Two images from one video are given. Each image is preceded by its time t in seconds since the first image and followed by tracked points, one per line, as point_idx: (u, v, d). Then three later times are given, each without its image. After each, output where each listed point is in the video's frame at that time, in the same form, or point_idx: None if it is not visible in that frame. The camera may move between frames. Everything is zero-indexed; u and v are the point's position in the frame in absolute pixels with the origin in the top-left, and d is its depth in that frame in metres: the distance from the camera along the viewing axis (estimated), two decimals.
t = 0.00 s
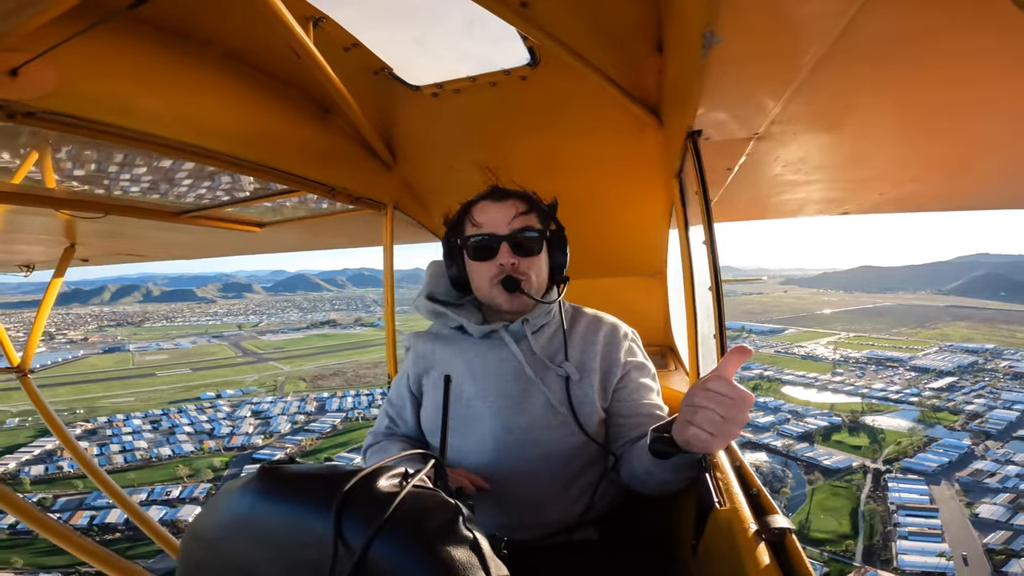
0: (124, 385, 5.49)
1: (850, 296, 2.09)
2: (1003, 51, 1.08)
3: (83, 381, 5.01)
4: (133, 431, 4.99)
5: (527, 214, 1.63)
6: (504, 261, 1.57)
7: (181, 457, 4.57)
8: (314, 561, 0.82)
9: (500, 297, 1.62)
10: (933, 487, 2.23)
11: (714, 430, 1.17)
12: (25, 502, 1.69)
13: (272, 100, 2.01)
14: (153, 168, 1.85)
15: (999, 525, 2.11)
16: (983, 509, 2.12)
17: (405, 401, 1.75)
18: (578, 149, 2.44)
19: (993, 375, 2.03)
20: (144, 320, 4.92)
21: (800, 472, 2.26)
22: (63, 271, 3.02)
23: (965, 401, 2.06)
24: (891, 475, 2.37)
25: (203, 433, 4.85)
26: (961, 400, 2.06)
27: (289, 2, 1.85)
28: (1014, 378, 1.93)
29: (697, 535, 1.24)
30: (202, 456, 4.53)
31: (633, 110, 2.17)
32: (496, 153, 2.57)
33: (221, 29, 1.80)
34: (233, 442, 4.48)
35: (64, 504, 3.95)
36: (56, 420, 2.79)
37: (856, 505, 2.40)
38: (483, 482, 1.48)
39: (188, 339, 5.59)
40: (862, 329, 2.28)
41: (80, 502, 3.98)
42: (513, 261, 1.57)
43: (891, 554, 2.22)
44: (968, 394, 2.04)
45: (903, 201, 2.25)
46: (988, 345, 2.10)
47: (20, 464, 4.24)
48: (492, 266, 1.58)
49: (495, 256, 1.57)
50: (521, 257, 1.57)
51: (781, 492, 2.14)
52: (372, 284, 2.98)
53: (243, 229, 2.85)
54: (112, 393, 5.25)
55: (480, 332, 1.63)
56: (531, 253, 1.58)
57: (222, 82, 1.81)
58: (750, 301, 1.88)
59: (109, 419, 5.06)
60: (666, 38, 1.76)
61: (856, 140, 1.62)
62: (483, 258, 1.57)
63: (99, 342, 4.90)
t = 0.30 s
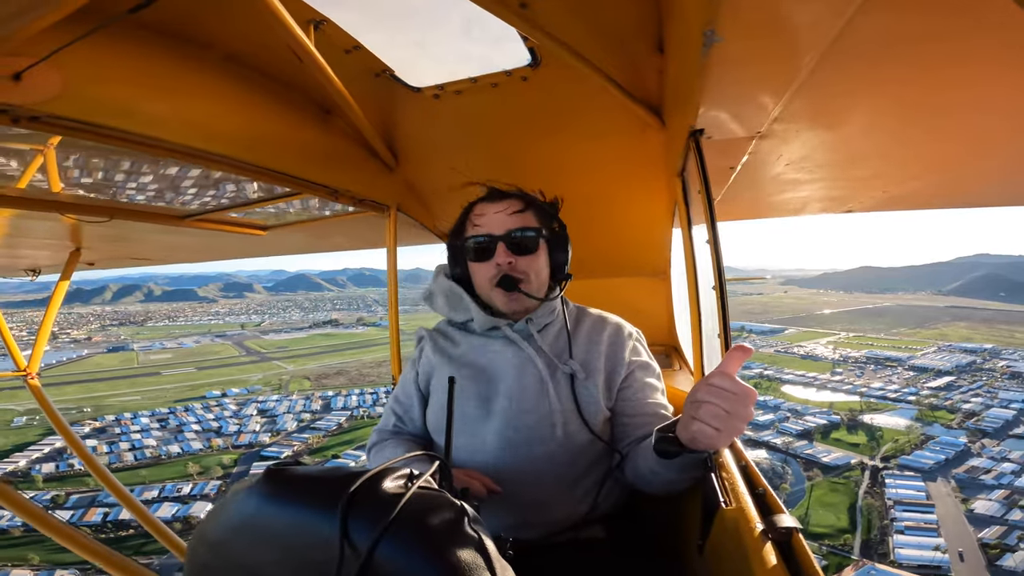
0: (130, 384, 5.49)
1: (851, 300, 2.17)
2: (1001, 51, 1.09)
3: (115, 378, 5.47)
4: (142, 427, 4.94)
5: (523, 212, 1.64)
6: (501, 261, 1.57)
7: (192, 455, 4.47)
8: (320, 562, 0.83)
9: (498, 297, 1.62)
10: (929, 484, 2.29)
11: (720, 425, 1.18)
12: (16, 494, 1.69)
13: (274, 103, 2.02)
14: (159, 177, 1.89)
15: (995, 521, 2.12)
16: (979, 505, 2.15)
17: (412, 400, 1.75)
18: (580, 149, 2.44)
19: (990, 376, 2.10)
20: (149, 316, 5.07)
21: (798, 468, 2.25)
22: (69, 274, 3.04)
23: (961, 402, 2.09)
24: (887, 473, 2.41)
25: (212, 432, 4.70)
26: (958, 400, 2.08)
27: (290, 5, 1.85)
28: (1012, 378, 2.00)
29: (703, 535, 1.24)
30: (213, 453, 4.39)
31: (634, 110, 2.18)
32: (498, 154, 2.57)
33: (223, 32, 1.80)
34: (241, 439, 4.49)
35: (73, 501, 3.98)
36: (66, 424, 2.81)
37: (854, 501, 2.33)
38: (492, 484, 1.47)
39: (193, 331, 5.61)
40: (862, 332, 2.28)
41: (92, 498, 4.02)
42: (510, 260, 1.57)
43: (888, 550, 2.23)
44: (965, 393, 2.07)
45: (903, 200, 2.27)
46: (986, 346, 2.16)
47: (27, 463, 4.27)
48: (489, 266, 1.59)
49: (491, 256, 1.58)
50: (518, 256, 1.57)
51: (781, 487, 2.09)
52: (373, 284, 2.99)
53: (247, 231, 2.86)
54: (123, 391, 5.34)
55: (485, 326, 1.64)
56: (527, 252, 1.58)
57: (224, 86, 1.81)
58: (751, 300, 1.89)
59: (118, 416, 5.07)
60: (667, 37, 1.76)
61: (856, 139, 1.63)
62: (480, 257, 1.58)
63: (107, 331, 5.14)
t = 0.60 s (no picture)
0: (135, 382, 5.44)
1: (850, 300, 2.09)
2: (1005, 51, 1.08)
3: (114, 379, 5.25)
4: (150, 428, 4.95)
5: (512, 208, 1.66)
6: (482, 253, 1.59)
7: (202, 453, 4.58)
8: (318, 560, 0.83)
9: (480, 289, 1.63)
10: (927, 482, 2.26)
11: (718, 423, 1.18)
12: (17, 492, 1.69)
13: (276, 101, 2.02)
14: (169, 171, 1.91)
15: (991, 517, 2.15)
16: (976, 501, 2.18)
17: (410, 398, 1.75)
18: (581, 149, 2.44)
19: (989, 375, 1.99)
20: (152, 315, 4.94)
21: (799, 464, 2.31)
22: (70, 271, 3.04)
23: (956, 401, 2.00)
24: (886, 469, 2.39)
25: (220, 429, 4.85)
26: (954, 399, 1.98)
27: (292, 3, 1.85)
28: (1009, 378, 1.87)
29: (701, 535, 1.24)
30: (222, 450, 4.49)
31: (636, 110, 2.17)
32: (500, 153, 2.57)
33: (226, 30, 1.80)
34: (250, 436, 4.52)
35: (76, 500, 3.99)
36: (64, 424, 2.76)
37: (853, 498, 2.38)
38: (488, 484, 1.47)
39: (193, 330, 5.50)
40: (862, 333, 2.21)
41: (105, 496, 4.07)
42: (491, 252, 1.59)
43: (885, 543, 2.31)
44: (961, 393, 1.96)
45: (905, 202, 2.26)
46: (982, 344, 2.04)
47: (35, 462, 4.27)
48: (471, 258, 1.61)
49: (473, 248, 1.60)
50: (500, 250, 1.58)
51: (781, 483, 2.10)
52: (373, 283, 2.99)
53: (248, 229, 2.86)
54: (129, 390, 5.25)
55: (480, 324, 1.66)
56: (510, 246, 1.58)
57: (227, 83, 1.82)
58: (752, 301, 1.88)
59: (125, 415, 5.04)
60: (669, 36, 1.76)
61: (857, 140, 1.62)
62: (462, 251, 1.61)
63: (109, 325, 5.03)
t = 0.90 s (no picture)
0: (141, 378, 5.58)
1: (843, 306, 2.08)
2: (1005, 51, 1.08)
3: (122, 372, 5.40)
4: (167, 421, 5.27)
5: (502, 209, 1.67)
6: (450, 260, 1.64)
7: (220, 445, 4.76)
8: (318, 558, 0.83)
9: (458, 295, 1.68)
10: (911, 475, 2.19)
11: (712, 419, 1.19)
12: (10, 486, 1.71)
13: (279, 100, 2.02)
14: (189, 173, 1.97)
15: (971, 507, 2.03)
16: (956, 492, 2.06)
17: (410, 391, 1.75)
18: (583, 148, 2.44)
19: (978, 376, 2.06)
20: (155, 314, 4.88)
21: (791, 459, 2.27)
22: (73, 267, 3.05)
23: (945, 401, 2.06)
24: (874, 464, 2.36)
25: (235, 423, 4.96)
26: (942, 397, 2.06)
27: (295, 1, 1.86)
28: (996, 380, 1.98)
29: (701, 535, 1.24)
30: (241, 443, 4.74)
31: (639, 109, 2.17)
32: (502, 152, 2.57)
33: (229, 28, 1.81)
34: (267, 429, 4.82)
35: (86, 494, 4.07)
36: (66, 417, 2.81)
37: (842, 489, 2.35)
38: (488, 481, 1.47)
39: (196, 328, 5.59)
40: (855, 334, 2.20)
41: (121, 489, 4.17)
42: (457, 260, 1.62)
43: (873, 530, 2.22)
44: (950, 393, 2.05)
45: (907, 202, 2.25)
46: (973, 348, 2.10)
47: (59, 454, 4.47)
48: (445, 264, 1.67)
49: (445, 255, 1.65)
50: (463, 257, 1.60)
51: (772, 477, 2.05)
52: (373, 281, 3.00)
53: (250, 227, 2.87)
54: (142, 383, 5.36)
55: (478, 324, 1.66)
56: (472, 253, 1.59)
57: (229, 81, 1.82)
58: (752, 301, 1.88)
59: (141, 409, 5.41)
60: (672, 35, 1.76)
61: (858, 140, 1.62)
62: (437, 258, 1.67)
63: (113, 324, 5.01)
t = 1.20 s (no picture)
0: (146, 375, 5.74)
1: (842, 311, 2.05)
2: (998, 48, 1.09)
3: (126, 370, 5.36)
4: (173, 418, 5.16)
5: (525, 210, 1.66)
6: (492, 254, 1.61)
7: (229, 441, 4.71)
8: (327, 562, 0.83)
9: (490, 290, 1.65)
10: (906, 471, 2.11)
11: (715, 414, 1.20)
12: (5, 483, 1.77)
13: (281, 106, 2.03)
14: (190, 185, 2.01)
15: (964, 503, 1.94)
16: (951, 488, 1.99)
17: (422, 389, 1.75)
18: (584, 149, 2.44)
19: (974, 374, 1.93)
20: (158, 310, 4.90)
21: (789, 456, 2.09)
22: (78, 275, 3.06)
23: (941, 400, 1.95)
24: (870, 460, 2.24)
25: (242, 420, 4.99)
26: (938, 398, 1.93)
27: (294, 7, 1.87)
28: (990, 379, 1.86)
29: (710, 535, 1.26)
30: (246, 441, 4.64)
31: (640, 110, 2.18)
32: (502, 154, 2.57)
33: (229, 34, 1.83)
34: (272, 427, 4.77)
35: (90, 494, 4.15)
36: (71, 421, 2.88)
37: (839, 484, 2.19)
38: (503, 498, 1.43)
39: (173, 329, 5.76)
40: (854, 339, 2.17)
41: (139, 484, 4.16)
42: (500, 253, 1.60)
43: (868, 525, 2.13)
44: (947, 392, 1.93)
45: (908, 197, 2.26)
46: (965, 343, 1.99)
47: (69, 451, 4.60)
48: (483, 258, 1.62)
49: (484, 249, 1.62)
50: (510, 251, 1.60)
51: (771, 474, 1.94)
52: (375, 283, 3.00)
53: (253, 234, 2.88)
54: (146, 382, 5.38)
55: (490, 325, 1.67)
56: (520, 248, 1.60)
57: (231, 87, 1.83)
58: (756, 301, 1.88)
59: (147, 406, 5.38)
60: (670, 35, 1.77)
61: (857, 136, 1.62)
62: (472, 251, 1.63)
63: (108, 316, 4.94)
